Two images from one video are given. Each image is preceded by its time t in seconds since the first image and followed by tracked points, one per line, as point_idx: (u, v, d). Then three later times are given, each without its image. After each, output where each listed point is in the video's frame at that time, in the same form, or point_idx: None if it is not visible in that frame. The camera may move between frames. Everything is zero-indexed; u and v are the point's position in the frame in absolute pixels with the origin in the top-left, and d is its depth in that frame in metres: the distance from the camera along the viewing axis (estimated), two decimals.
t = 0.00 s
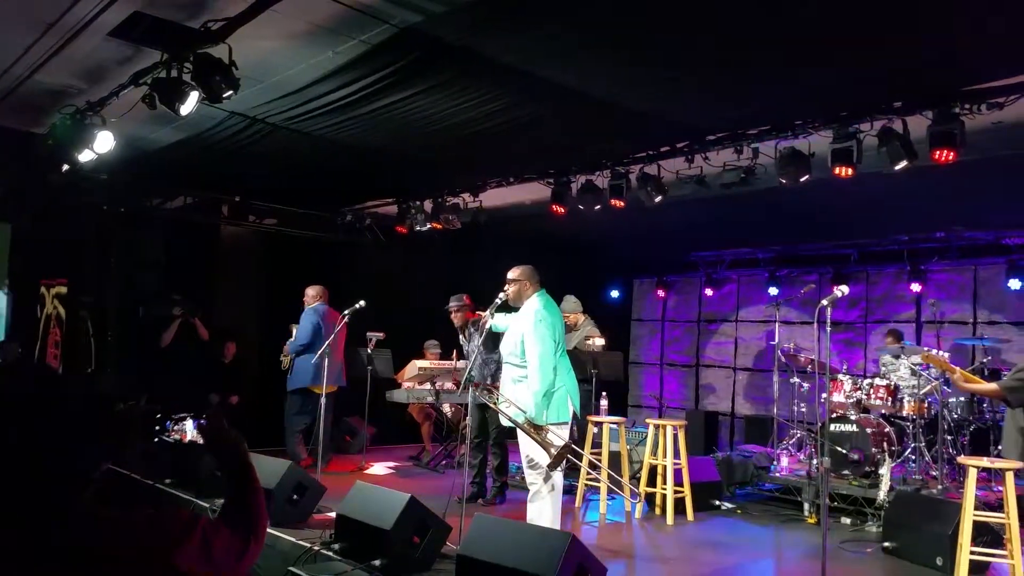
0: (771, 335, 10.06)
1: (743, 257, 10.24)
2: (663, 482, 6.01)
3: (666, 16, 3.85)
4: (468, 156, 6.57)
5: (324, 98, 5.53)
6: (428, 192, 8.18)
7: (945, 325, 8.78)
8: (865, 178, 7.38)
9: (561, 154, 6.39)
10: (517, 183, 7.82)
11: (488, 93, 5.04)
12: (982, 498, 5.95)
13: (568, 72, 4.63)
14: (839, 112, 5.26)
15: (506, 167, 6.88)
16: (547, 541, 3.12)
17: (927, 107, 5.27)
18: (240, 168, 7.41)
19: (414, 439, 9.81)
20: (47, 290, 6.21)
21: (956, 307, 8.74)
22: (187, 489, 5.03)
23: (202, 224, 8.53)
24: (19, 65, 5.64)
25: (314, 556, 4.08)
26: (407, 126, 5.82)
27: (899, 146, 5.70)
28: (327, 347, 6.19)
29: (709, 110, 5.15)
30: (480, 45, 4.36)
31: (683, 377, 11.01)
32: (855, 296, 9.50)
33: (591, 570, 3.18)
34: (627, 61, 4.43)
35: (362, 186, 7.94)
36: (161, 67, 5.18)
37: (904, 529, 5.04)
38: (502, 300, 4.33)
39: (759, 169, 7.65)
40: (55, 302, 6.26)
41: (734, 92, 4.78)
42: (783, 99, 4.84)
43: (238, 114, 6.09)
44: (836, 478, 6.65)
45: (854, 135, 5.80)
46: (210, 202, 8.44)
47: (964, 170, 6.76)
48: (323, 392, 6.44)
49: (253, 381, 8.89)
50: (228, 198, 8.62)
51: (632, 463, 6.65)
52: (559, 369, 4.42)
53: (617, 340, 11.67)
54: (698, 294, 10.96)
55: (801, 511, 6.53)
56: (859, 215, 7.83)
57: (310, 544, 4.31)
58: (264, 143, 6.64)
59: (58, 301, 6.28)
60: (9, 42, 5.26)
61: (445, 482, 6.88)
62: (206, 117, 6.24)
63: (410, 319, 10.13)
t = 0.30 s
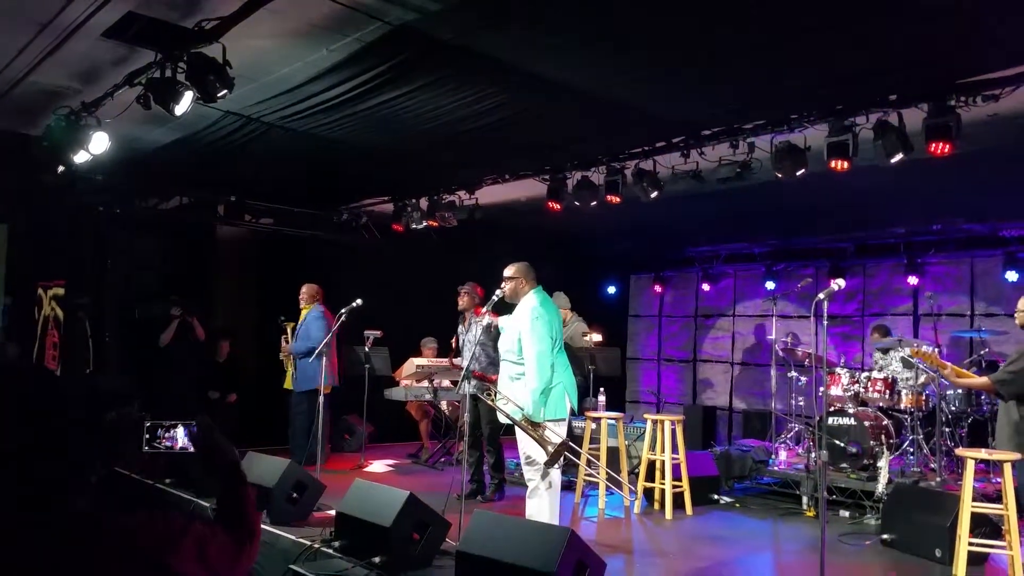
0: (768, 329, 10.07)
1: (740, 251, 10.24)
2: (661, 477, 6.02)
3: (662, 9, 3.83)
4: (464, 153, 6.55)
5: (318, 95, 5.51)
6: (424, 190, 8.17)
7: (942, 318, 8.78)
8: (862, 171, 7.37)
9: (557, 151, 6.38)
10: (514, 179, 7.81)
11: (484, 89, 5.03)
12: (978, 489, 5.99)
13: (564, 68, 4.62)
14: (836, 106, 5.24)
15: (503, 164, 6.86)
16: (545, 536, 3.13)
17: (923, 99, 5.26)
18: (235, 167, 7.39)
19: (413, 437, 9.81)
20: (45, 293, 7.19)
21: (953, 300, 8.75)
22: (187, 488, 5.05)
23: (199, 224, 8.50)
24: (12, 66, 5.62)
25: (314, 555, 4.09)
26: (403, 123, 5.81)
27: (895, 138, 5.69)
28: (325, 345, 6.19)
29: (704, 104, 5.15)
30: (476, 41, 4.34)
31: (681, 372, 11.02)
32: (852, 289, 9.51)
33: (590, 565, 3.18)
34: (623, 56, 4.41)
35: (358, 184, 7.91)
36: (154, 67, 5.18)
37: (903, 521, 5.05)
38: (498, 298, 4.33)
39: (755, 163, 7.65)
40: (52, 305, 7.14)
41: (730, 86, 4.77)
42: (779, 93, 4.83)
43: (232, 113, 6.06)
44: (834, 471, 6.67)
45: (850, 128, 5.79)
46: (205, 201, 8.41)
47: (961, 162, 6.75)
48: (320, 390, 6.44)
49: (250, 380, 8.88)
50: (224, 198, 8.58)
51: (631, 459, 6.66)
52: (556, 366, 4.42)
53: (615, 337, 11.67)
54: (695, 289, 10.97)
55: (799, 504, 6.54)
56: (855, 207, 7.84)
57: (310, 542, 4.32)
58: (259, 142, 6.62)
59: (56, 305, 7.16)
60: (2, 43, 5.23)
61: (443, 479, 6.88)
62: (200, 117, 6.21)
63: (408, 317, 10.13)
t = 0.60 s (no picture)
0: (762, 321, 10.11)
1: (734, 243, 10.27)
2: (658, 469, 6.04)
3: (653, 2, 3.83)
4: (458, 149, 6.54)
5: (310, 92, 5.50)
6: (417, 185, 8.16)
7: (935, 307, 8.83)
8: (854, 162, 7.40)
9: (549, 145, 6.37)
10: (507, 174, 7.80)
11: (476, 84, 5.02)
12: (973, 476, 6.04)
13: (555, 62, 4.62)
14: (828, 97, 5.25)
15: (496, 159, 6.85)
16: (543, 529, 3.14)
17: (915, 90, 5.27)
18: (227, 165, 7.37)
19: (410, 433, 9.82)
20: (38, 295, 7.42)
21: (945, 289, 8.80)
22: (183, 487, 5.04)
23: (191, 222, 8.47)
24: None
25: (313, 552, 4.10)
26: (395, 119, 5.79)
27: (887, 129, 5.70)
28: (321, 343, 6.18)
29: (697, 97, 5.15)
30: (467, 36, 4.33)
31: (677, 365, 11.05)
32: (845, 280, 9.55)
33: (588, 557, 3.20)
34: (615, 49, 4.40)
35: (352, 181, 7.90)
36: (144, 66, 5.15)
37: (898, 509, 5.09)
38: (493, 293, 4.34)
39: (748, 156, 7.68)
40: (47, 306, 7.45)
41: (723, 78, 4.77)
42: (772, 84, 4.83)
43: (223, 111, 6.04)
44: (830, 461, 6.72)
45: (841, 119, 5.81)
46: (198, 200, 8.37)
47: (953, 152, 6.78)
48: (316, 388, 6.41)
49: (246, 378, 8.88)
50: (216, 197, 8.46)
51: (628, 451, 6.70)
52: (551, 361, 4.42)
53: (611, 330, 11.69)
54: (690, 282, 11.01)
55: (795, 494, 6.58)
56: (847, 197, 7.86)
57: (308, 540, 4.32)
58: (251, 140, 6.60)
59: (51, 306, 7.47)
60: None
61: (441, 475, 6.89)
62: (191, 115, 6.19)
63: (403, 313, 10.12)
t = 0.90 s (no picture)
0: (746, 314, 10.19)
1: (718, 237, 10.33)
2: (643, 461, 6.10)
3: None
4: (445, 142, 6.53)
5: (294, 84, 5.47)
6: (403, 178, 8.14)
7: (916, 300, 8.95)
8: (836, 157, 7.48)
9: (536, 139, 6.39)
10: (494, 168, 7.80)
11: (462, 77, 5.03)
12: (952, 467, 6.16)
13: (541, 56, 4.65)
14: (812, 92, 5.30)
15: (483, 152, 6.85)
16: (529, 521, 3.18)
17: (898, 86, 5.34)
18: (211, 157, 7.31)
19: (396, 426, 9.82)
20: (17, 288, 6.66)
21: (926, 283, 8.92)
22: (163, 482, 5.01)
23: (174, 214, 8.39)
24: None
25: (298, 546, 4.11)
26: (381, 111, 5.78)
27: (869, 125, 5.77)
28: (307, 335, 6.17)
29: (681, 92, 5.19)
30: (453, 28, 4.34)
31: (662, 358, 11.13)
32: (828, 274, 9.65)
33: (574, 547, 3.24)
34: (599, 43, 4.43)
35: (338, 173, 7.86)
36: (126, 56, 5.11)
37: (878, 499, 5.18)
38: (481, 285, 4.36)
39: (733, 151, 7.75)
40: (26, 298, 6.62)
41: (707, 73, 4.81)
42: (755, 80, 4.88)
43: (207, 102, 6.00)
44: (811, 451, 6.84)
45: (825, 115, 5.87)
46: (180, 191, 8.27)
47: (934, 147, 6.87)
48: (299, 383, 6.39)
49: (230, 372, 8.83)
50: (199, 188, 8.41)
51: (614, 444, 6.75)
52: (538, 353, 4.45)
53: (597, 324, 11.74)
54: (675, 276, 11.08)
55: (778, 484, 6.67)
56: (830, 191, 7.94)
57: (293, 534, 4.31)
58: (236, 131, 6.55)
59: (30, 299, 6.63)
60: None
61: (426, 469, 6.91)
62: (174, 105, 6.13)
63: (389, 307, 10.10)
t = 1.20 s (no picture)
0: (710, 298, 10.32)
1: (682, 222, 10.41)
2: (608, 445, 6.15)
3: None
4: (408, 126, 6.46)
5: (254, 67, 5.35)
6: (367, 163, 8.07)
7: (874, 283, 9.14)
8: (800, 142, 7.58)
9: (501, 123, 6.35)
10: (459, 152, 7.75)
11: (425, 60, 4.97)
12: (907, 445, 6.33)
13: (504, 39, 4.61)
14: (773, 78, 5.34)
15: (447, 137, 6.80)
16: (495, 505, 3.18)
17: (856, 71, 5.40)
18: (168, 141, 7.14)
19: (362, 413, 9.77)
20: None
21: (884, 266, 9.10)
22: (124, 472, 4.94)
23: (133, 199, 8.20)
24: None
25: (263, 534, 4.07)
26: (344, 95, 5.70)
27: (829, 110, 5.84)
28: (267, 324, 6.06)
29: (645, 77, 5.19)
30: (415, 9, 4.27)
31: (627, 342, 11.21)
32: (789, 257, 9.80)
33: (540, 529, 3.26)
34: (567, 26, 4.38)
35: (300, 157, 7.75)
36: (79, 37, 4.95)
37: (838, 478, 5.29)
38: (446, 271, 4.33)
39: (696, 135, 7.81)
40: None
41: (670, 58, 4.82)
42: (719, 65, 4.90)
43: (163, 85, 5.84)
44: (773, 433, 7.07)
45: (786, 100, 5.93)
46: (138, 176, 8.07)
47: (897, 132, 6.99)
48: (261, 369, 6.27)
49: (192, 361, 8.69)
50: (156, 173, 8.31)
51: (579, 428, 6.79)
52: (504, 338, 4.45)
53: (563, 309, 11.78)
54: (640, 261, 11.15)
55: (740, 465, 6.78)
56: (793, 177, 8.03)
57: (258, 521, 4.26)
58: (195, 115, 6.40)
59: None
60: None
61: (393, 455, 6.89)
62: (129, 89, 5.96)
63: (354, 294, 10.03)
